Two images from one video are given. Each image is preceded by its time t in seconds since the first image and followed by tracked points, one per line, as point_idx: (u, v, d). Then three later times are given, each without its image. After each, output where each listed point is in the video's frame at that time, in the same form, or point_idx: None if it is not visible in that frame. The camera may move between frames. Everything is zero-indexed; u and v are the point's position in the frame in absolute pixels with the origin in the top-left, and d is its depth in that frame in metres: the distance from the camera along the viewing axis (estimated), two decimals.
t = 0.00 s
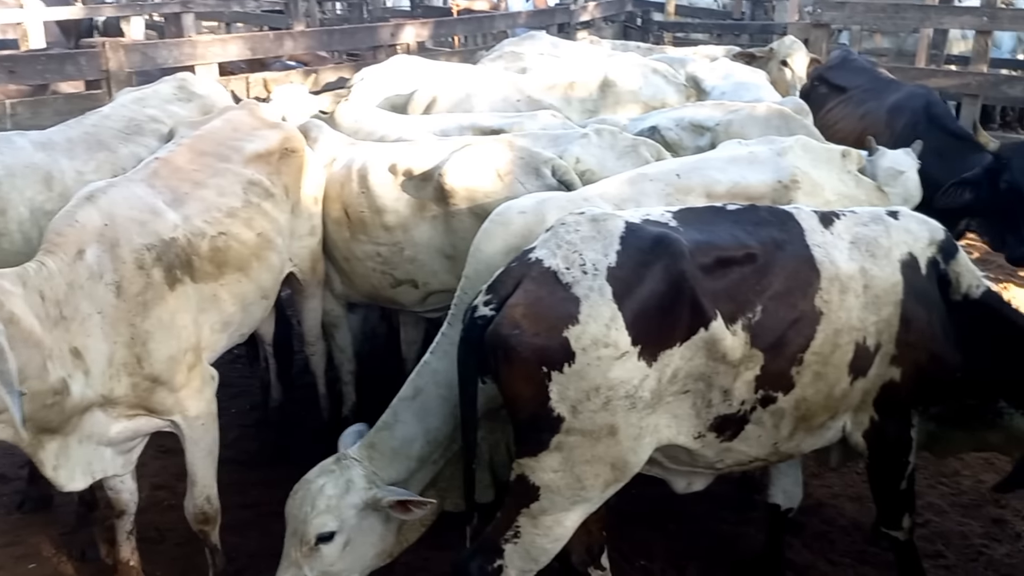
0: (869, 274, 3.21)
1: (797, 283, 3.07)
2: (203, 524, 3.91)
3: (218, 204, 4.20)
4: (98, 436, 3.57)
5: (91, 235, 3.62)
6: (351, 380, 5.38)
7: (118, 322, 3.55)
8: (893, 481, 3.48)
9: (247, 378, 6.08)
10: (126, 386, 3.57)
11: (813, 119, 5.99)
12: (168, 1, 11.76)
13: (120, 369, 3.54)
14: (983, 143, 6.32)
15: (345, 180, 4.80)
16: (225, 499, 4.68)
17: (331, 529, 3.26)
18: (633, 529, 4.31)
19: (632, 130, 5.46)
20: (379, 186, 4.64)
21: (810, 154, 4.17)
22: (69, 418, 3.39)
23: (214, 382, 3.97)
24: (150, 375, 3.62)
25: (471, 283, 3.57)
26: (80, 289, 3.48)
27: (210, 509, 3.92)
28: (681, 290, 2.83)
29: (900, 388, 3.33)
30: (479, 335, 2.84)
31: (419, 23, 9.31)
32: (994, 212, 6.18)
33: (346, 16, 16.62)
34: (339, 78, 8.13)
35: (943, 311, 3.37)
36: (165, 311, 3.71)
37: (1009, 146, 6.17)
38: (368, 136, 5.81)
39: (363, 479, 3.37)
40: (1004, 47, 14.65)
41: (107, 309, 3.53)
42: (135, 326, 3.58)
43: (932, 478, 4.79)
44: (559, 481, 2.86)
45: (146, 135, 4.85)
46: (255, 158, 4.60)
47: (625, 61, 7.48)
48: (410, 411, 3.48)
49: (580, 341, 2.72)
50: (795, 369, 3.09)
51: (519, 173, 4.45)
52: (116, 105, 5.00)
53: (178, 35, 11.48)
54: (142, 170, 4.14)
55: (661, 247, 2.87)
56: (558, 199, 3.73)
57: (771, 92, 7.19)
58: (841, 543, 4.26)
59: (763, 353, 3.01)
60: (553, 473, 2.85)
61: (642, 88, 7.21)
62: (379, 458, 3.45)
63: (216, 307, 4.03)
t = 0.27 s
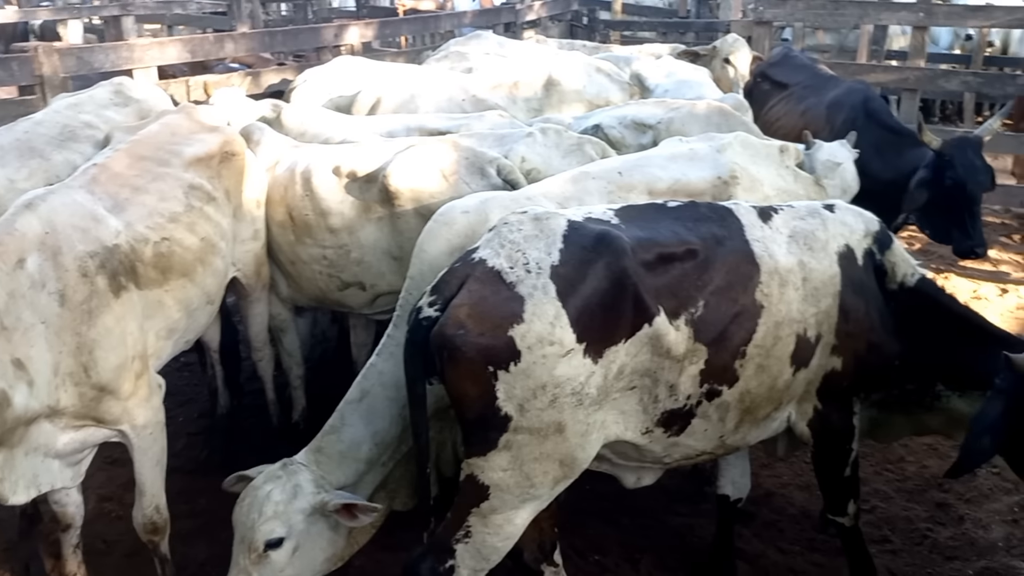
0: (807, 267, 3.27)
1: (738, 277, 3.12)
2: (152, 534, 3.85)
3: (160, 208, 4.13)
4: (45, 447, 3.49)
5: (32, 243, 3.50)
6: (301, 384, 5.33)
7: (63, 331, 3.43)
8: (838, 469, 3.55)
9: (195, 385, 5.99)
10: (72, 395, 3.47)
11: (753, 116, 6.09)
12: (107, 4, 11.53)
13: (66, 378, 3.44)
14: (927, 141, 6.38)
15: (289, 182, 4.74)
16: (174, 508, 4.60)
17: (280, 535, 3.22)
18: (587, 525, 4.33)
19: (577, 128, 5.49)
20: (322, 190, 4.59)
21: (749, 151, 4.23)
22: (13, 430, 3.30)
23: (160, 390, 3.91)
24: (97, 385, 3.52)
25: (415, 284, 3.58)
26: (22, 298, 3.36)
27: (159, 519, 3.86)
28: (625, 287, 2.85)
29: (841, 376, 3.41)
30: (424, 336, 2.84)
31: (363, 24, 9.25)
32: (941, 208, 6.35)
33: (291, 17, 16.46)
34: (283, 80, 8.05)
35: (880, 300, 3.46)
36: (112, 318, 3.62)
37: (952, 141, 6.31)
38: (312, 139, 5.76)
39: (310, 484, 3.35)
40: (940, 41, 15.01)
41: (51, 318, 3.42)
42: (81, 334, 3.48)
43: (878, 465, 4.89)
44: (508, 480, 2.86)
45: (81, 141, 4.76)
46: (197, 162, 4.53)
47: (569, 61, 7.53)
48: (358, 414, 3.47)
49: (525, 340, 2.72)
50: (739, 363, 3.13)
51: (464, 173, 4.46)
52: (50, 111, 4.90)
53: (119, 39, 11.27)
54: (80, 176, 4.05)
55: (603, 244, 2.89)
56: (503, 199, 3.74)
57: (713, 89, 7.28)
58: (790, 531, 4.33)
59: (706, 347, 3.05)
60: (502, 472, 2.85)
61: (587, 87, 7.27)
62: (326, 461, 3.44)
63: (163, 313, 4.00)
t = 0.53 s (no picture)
0: (777, 259, 3.30)
1: (709, 269, 3.13)
2: (129, 538, 3.83)
3: (134, 209, 4.10)
4: (22, 452, 3.44)
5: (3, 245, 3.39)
6: (278, 385, 5.31)
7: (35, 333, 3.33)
8: (812, 458, 3.59)
9: (171, 388, 5.95)
10: (45, 400, 3.39)
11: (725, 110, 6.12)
12: (76, 5, 11.40)
13: (38, 383, 3.36)
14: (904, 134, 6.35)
15: (261, 181, 4.73)
16: (152, 512, 4.57)
17: (256, 535, 3.21)
18: (565, 519, 4.34)
19: (550, 124, 5.49)
20: (295, 190, 4.57)
21: (720, 144, 4.25)
22: None
23: (135, 393, 3.88)
24: (72, 387, 3.45)
25: (389, 281, 3.55)
26: None
27: (136, 522, 3.84)
28: (596, 280, 2.86)
29: (813, 365, 3.46)
30: (396, 333, 2.84)
31: (335, 22, 9.21)
32: (917, 200, 6.34)
33: (265, 16, 16.34)
34: (255, 80, 8.01)
35: (848, 288, 3.52)
36: (86, 321, 3.55)
37: (927, 134, 6.31)
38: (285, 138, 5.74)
39: (286, 483, 3.34)
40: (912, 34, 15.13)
41: (22, 322, 3.31)
42: (55, 336, 3.40)
43: (853, 455, 4.93)
44: (483, 476, 2.86)
45: (50, 143, 4.71)
46: (170, 162, 4.50)
47: (543, 57, 7.53)
48: (333, 413, 3.46)
49: (498, 335, 2.73)
50: (711, 354, 3.15)
51: (437, 170, 4.45)
52: (17, 113, 4.85)
53: (89, 41, 11.15)
54: (52, 178, 4.01)
55: (574, 238, 2.90)
56: (476, 195, 3.74)
57: (685, 84, 7.31)
58: (767, 521, 4.36)
59: (678, 339, 3.07)
60: (478, 467, 2.85)
61: (561, 82, 7.27)
62: (302, 460, 3.43)
63: (139, 315, 3.97)
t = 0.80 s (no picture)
0: (775, 255, 3.30)
1: (707, 265, 3.13)
2: (130, 541, 3.82)
3: (135, 212, 4.10)
4: (21, 456, 3.43)
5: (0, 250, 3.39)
6: (278, 386, 5.30)
7: (33, 339, 3.33)
8: (812, 452, 3.59)
9: (171, 390, 5.95)
10: (43, 404, 3.38)
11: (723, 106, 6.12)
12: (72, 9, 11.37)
13: (36, 387, 3.34)
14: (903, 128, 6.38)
15: (260, 183, 4.73)
16: (153, 515, 4.57)
17: (255, 535, 3.21)
18: (567, 517, 4.34)
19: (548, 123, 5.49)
20: (293, 191, 4.56)
21: (717, 140, 4.25)
22: None
23: (136, 396, 3.87)
24: (69, 392, 3.44)
25: (388, 281, 3.52)
26: None
27: (138, 525, 3.84)
28: (593, 278, 2.86)
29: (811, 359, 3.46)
30: (395, 334, 2.83)
31: (332, 23, 9.20)
32: (918, 194, 6.35)
33: (261, 18, 16.32)
34: (252, 81, 8.00)
35: (844, 282, 3.54)
36: (86, 325, 3.53)
37: (927, 127, 6.33)
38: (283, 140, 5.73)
39: (287, 484, 3.34)
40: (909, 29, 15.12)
41: (20, 326, 3.30)
42: (53, 341, 3.38)
43: (855, 449, 4.93)
44: (484, 475, 2.86)
45: (48, 147, 4.70)
46: (171, 165, 4.49)
47: (541, 56, 7.54)
48: (334, 413, 3.44)
49: (496, 334, 2.72)
50: (710, 351, 3.15)
51: (433, 169, 4.45)
52: (14, 118, 4.84)
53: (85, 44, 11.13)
54: (52, 182, 4.00)
55: (571, 236, 2.89)
56: (474, 194, 3.74)
57: (683, 80, 7.30)
58: (769, 517, 4.35)
59: (677, 336, 3.06)
60: (478, 466, 2.84)
61: (559, 80, 7.23)
62: (303, 461, 3.41)
63: (141, 317, 3.97)
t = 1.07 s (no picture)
0: (773, 250, 3.31)
1: (704, 262, 3.14)
2: (131, 539, 3.84)
3: (137, 210, 4.11)
4: (21, 454, 3.44)
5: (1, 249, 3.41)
6: (278, 383, 5.31)
7: (33, 338, 3.34)
8: (810, 447, 3.61)
9: (171, 388, 5.96)
10: (43, 402, 3.39)
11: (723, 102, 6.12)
12: (70, 8, 11.35)
13: (36, 385, 3.35)
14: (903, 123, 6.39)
15: (261, 180, 4.74)
16: (154, 513, 4.58)
17: (254, 532, 3.25)
18: (566, 513, 4.36)
19: (548, 119, 5.49)
20: (294, 188, 4.58)
21: (715, 135, 4.25)
22: None
23: (137, 395, 3.88)
24: (70, 391, 3.45)
25: (387, 279, 3.55)
26: None
27: (138, 523, 3.85)
28: (592, 274, 2.87)
29: (811, 354, 3.47)
30: (393, 332, 2.84)
31: (330, 21, 9.19)
32: (918, 188, 6.34)
33: (260, 16, 16.30)
34: (251, 79, 8.00)
35: (842, 277, 3.54)
36: (86, 323, 3.54)
37: (927, 122, 6.33)
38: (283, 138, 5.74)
39: (285, 481, 3.37)
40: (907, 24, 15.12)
41: (20, 325, 3.31)
42: (53, 340, 3.39)
43: (854, 445, 4.94)
44: (483, 472, 2.87)
45: (49, 146, 4.71)
46: (172, 163, 4.50)
47: (540, 52, 7.56)
48: (333, 410, 3.45)
49: (495, 331, 2.73)
50: (709, 347, 3.16)
51: (432, 166, 4.44)
52: (15, 117, 4.85)
53: (83, 43, 11.12)
54: (54, 180, 4.01)
55: (569, 232, 2.90)
56: (473, 192, 3.75)
57: (683, 76, 7.30)
58: (768, 512, 4.37)
59: (674, 333, 3.08)
60: (477, 463, 2.86)
61: (557, 76, 7.25)
62: (302, 458, 3.43)
63: (143, 315, 3.98)
